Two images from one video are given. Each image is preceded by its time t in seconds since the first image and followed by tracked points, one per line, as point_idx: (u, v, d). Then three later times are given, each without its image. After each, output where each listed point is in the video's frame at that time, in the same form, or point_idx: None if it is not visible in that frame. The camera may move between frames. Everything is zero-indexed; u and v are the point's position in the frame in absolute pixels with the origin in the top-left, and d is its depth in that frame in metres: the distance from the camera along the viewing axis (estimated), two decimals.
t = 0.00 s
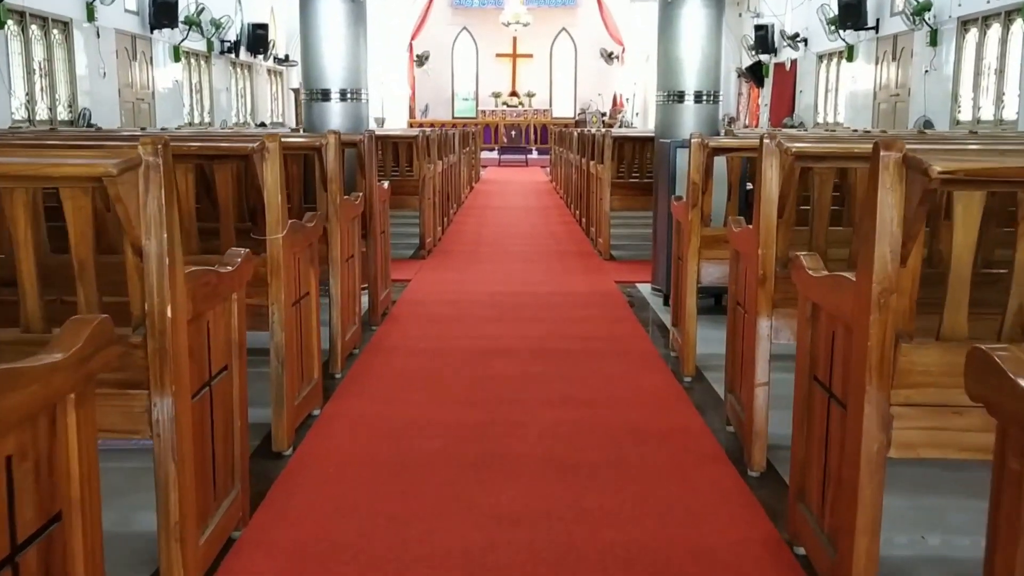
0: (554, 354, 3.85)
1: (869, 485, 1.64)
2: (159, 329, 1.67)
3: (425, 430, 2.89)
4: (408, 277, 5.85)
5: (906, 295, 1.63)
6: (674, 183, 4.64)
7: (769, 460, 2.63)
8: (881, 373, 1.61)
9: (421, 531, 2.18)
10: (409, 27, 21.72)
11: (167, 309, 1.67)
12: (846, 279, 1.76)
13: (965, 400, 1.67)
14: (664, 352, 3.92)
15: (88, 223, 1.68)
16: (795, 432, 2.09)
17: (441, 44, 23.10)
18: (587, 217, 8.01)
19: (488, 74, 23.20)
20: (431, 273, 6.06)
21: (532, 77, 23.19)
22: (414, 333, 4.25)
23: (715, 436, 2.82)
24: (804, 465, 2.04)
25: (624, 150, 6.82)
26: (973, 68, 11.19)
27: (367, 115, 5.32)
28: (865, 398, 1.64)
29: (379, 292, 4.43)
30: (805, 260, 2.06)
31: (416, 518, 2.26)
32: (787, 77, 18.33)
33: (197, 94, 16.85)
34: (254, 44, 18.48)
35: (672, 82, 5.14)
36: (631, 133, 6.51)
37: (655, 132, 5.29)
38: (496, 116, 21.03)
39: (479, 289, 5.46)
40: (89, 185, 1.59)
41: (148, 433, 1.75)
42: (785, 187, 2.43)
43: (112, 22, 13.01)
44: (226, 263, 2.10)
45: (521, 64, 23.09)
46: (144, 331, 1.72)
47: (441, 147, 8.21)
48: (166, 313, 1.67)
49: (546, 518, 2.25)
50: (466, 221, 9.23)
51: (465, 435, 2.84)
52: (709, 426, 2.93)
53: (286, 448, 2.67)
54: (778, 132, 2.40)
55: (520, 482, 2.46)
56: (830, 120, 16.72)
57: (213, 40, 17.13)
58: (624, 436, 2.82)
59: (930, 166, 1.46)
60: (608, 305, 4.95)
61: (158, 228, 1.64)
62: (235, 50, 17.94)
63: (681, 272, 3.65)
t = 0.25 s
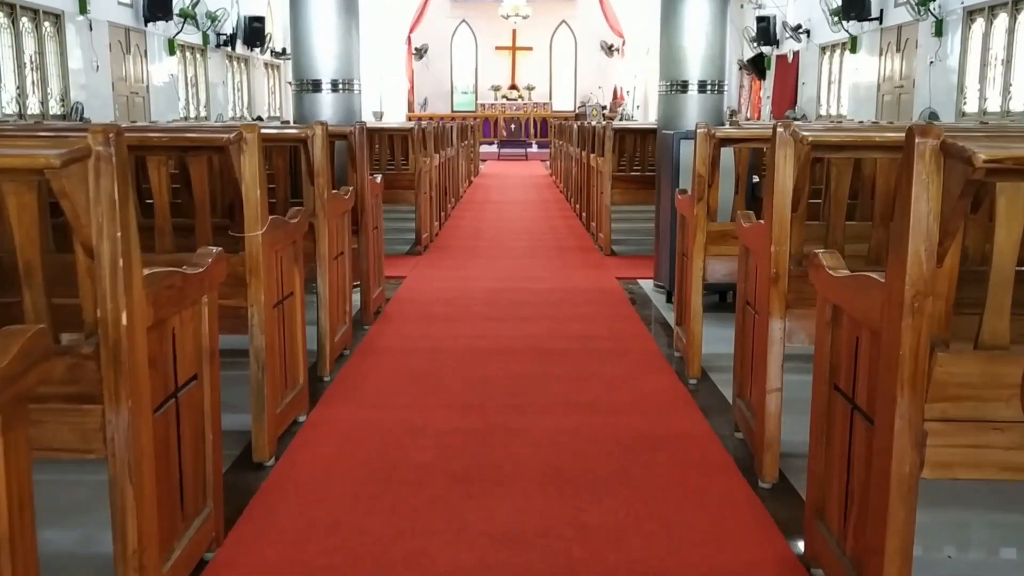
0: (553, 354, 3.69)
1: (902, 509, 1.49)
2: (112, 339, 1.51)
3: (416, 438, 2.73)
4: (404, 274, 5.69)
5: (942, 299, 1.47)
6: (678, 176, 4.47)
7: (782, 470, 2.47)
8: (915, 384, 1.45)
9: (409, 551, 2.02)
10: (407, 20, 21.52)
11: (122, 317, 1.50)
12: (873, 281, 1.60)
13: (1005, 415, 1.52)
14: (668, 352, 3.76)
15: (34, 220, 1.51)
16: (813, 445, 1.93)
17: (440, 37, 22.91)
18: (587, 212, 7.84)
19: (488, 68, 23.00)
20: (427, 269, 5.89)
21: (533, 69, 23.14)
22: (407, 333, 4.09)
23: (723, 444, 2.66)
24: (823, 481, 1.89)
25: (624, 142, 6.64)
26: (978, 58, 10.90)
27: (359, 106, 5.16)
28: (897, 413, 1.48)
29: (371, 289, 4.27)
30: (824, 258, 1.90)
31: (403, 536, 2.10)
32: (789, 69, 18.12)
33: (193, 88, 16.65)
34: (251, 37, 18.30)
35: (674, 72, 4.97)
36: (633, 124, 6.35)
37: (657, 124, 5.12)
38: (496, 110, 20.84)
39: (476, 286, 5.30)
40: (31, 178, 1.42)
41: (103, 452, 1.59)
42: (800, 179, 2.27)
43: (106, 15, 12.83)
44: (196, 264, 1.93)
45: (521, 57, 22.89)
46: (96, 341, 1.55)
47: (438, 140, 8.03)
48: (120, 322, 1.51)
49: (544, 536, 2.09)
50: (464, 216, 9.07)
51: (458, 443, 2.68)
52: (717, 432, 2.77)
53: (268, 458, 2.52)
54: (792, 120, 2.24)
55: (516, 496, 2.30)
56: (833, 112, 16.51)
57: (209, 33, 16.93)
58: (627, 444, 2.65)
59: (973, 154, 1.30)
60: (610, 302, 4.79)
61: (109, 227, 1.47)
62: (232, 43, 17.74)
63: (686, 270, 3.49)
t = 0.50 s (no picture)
0: (553, 358, 3.51)
1: (947, 544, 1.33)
2: (54, 353, 1.33)
3: (406, 450, 2.55)
4: (399, 273, 5.51)
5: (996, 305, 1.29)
6: (683, 171, 4.30)
7: (801, 487, 2.30)
8: (962, 403, 1.29)
9: None
10: (405, 16, 21.33)
11: (63, 326, 1.33)
12: (909, 283, 1.43)
13: None
14: (674, 355, 3.58)
15: None
16: (839, 464, 1.76)
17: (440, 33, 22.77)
18: (588, 209, 7.67)
19: (488, 65, 22.85)
20: (423, 268, 5.72)
21: (532, 65, 23.01)
22: (400, 335, 3.91)
23: (737, 458, 2.49)
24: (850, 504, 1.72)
25: (626, 137, 6.46)
26: (984, 53, 10.66)
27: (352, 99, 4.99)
28: (940, 434, 1.32)
29: (363, 290, 4.10)
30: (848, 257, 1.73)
31: (390, 562, 1.92)
32: (791, 66, 17.92)
33: (188, 85, 16.46)
34: (247, 33, 18.11)
35: (678, 63, 4.79)
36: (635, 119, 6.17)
37: (660, 118, 4.95)
38: (495, 106, 20.65)
39: (473, 285, 5.13)
40: None
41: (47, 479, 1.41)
42: (820, 171, 2.09)
43: (99, 10, 12.64)
44: (158, 265, 1.75)
45: (520, 54, 22.72)
46: (35, 353, 1.37)
47: (435, 136, 7.86)
48: (61, 333, 1.33)
49: (543, 561, 1.92)
50: (462, 214, 8.89)
51: (451, 456, 2.50)
52: (729, 444, 2.60)
53: (246, 473, 2.35)
54: (811, 108, 2.06)
55: (514, 516, 2.12)
56: (835, 109, 16.30)
57: (204, 29, 16.74)
58: (632, 456, 2.48)
59: None
60: (611, 303, 4.61)
61: (46, 226, 1.29)
62: (228, 39, 17.55)
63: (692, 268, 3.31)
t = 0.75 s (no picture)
0: (553, 366, 3.31)
1: None
2: None
3: (393, 474, 2.35)
4: (393, 274, 5.30)
5: None
6: (690, 167, 4.09)
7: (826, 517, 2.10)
8: None
9: None
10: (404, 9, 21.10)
11: None
12: (969, 301, 1.22)
13: None
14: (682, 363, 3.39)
15: None
16: (876, 503, 1.55)
17: (439, 26, 22.52)
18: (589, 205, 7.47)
19: (487, 58, 22.61)
20: (419, 268, 5.51)
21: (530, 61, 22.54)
22: (392, 342, 3.71)
23: (755, 482, 2.29)
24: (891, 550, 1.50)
25: (628, 131, 6.24)
26: (992, 43, 10.41)
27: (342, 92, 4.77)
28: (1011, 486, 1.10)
29: (353, 293, 3.90)
30: (887, 265, 1.51)
31: None
32: (794, 58, 17.69)
33: (184, 79, 16.23)
34: (243, 26, 17.88)
35: (684, 53, 4.58)
36: (638, 112, 5.95)
37: (665, 111, 4.73)
38: (494, 100, 20.43)
39: (470, 286, 4.92)
40: None
41: None
42: (849, 169, 1.88)
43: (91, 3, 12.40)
44: (105, 280, 1.52)
45: (520, 47, 22.49)
46: None
47: (431, 131, 7.64)
48: None
49: None
50: (461, 211, 8.68)
51: (442, 481, 2.30)
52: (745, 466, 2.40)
53: (217, 500, 2.15)
54: (839, 99, 1.85)
55: (511, 553, 1.93)
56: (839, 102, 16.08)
57: (200, 22, 16.51)
58: (640, 481, 2.28)
59: None
60: (615, 305, 4.40)
61: None
62: (224, 33, 17.31)
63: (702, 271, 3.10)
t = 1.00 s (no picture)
0: (554, 374, 3.11)
1: None
2: None
3: (380, 499, 2.15)
4: (388, 272, 5.09)
5: None
6: (698, 160, 3.88)
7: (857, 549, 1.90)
8: None
9: None
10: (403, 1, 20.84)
11: None
12: None
13: None
14: (692, 370, 3.19)
15: None
16: (930, 549, 1.34)
17: (438, 18, 22.28)
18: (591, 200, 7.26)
19: (487, 50, 22.37)
20: (414, 266, 5.30)
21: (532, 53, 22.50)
22: (384, 346, 3.50)
23: (776, 508, 2.10)
24: None
25: (632, 123, 6.02)
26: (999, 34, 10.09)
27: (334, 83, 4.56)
28: None
29: (343, 295, 3.69)
30: (941, 275, 1.30)
31: None
32: (798, 50, 17.46)
33: (180, 73, 16.00)
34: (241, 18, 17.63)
35: (691, 41, 4.36)
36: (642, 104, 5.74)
37: (672, 103, 4.52)
38: (495, 93, 20.20)
39: (468, 285, 4.71)
40: None
41: None
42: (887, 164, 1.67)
43: None
44: (37, 293, 1.30)
45: (520, 39, 22.26)
46: None
47: (428, 124, 7.42)
48: None
49: None
50: (459, 206, 8.46)
51: (432, 508, 2.10)
52: (765, 489, 2.20)
53: (183, 531, 1.95)
54: (875, 84, 1.65)
55: None
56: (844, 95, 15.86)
57: (196, 14, 16.26)
58: (650, 505, 2.09)
59: None
60: (618, 306, 4.20)
61: None
62: (220, 25, 17.06)
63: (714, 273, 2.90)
